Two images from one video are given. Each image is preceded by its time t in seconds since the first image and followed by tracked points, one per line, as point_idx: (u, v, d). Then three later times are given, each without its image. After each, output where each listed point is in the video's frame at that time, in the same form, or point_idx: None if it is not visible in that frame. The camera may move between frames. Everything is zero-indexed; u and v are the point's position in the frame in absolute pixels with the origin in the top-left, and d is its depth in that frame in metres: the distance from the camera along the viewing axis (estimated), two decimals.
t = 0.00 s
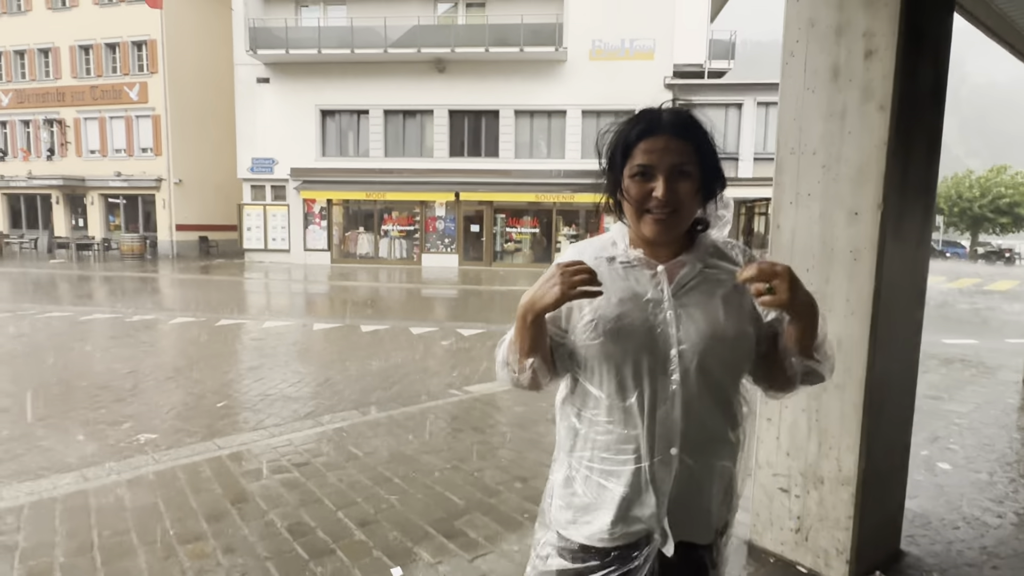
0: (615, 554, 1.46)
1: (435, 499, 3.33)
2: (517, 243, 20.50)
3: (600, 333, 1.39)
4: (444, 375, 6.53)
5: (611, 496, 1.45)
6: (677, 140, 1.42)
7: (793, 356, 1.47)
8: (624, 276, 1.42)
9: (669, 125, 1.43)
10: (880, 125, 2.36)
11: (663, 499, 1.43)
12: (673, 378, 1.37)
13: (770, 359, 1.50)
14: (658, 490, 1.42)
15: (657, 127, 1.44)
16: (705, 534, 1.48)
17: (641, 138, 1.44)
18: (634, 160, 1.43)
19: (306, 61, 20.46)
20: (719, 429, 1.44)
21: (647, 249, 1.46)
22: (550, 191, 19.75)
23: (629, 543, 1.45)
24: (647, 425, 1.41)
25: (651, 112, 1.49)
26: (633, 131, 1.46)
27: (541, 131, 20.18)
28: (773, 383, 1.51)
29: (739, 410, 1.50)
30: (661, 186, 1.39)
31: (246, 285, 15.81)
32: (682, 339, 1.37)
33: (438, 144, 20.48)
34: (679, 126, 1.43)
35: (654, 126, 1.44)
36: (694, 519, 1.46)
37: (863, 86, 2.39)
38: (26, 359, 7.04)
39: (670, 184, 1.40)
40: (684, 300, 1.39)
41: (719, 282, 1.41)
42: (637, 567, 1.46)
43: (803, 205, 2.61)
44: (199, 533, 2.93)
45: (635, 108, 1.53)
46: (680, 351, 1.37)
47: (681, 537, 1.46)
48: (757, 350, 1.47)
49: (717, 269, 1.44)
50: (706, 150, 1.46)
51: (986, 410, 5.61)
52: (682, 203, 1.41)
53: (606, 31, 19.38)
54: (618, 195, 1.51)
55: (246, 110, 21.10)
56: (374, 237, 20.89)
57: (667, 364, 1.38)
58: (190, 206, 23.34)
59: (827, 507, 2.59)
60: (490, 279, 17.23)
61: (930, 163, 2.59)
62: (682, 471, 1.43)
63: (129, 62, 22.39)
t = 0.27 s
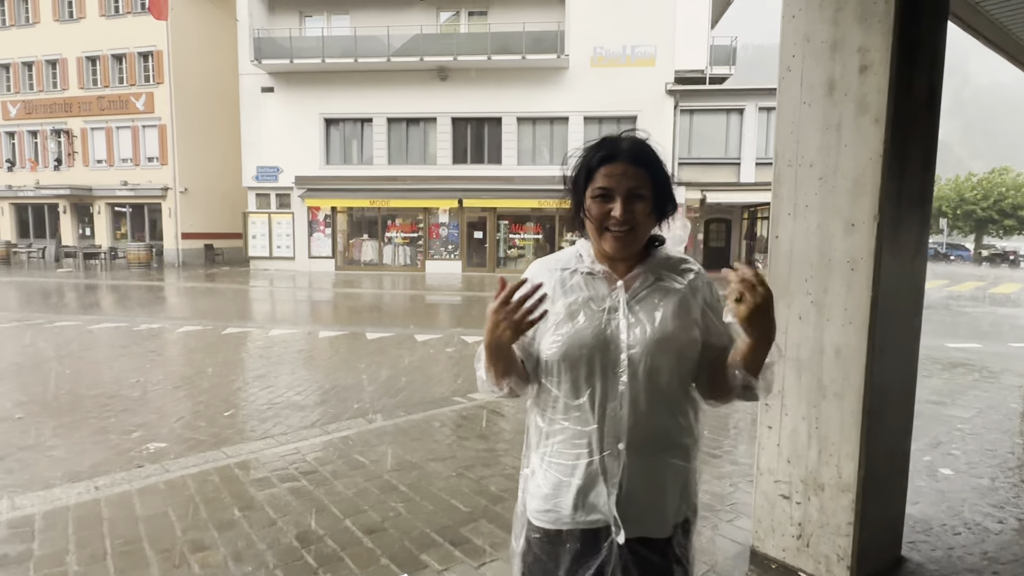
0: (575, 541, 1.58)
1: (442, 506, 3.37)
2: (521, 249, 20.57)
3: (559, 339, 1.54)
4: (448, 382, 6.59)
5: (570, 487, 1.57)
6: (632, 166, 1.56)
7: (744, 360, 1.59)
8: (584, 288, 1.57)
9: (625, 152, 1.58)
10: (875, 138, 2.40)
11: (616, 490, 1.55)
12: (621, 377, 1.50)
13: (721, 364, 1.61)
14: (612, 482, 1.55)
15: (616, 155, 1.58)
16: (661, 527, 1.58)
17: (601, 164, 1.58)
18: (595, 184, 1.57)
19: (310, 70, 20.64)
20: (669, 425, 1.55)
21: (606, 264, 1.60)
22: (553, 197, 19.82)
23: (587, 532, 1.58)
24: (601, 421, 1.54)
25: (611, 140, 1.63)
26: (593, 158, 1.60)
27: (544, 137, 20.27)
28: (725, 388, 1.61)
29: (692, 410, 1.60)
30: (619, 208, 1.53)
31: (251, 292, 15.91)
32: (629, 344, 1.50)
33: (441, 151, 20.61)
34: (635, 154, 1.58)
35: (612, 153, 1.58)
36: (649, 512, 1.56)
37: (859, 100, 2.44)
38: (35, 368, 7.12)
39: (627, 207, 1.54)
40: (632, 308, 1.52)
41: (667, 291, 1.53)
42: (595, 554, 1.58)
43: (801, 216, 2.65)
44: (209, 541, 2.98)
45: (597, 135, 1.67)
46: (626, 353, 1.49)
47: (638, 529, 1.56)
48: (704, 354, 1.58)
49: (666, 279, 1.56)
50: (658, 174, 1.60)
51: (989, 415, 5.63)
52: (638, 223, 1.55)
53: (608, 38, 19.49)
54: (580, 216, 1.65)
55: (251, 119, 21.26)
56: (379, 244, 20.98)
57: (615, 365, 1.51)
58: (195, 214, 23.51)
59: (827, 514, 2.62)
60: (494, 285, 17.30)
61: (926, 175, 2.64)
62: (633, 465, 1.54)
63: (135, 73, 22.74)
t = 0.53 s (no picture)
0: (543, 530, 1.67)
1: (444, 502, 3.44)
2: (525, 244, 20.62)
3: (526, 340, 1.65)
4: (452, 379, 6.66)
5: (539, 479, 1.67)
6: (592, 179, 1.66)
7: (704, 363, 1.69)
8: (550, 292, 1.67)
9: (587, 166, 1.67)
10: (869, 140, 2.40)
11: (581, 480, 1.63)
12: (582, 375, 1.60)
13: (679, 365, 1.70)
14: (576, 473, 1.63)
15: (579, 167, 1.67)
16: (624, 516, 1.66)
17: (565, 176, 1.68)
18: (560, 196, 1.67)
19: (314, 67, 20.66)
20: (630, 420, 1.64)
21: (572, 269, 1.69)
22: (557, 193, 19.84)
23: (554, 521, 1.66)
24: (567, 416, 1.63)
25: (576, 154, 1.73)
26: (558, 171, 1.70)
27: (548, 133, 20.27)
28: (683, 389, 1.70)
29: (653, 406, 1.69)
30: (581, 218, 1.63)
31: (258, 289, 16.03)
32: (590, 343, 1.59)
33: (445, 147, 20.63)
34: (596, 166, 1.67)
35: (575, 166, 1.67)
36: (612, 503, 1.65)
37: (853, 101, 2.45)
38: (46, 366, 7.22)
39: (589, 216, 1.64)
40: (593, 310, 1.61)
41: (626, 295, 1.63)
42: (562, 541, 1.67)
43: (797, 216, 2.66)
44: (217, 536, 3.05)
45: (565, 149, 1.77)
46: (587, 352, 1.59)
47: (602, 518, 1.65)
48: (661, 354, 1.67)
49: (627, 283, 1.65)
50: (619, 185, 1.69)
51: (989, 410, 5.66)
52: (599, 231, 1.65)
53: (612, 33, 19.42)
54: (548, 223, 1.75)
55: (256, 116, 21.33)
56: (383, 240, 21.12)
57: (577, 363, 1.60)
58: (202, 211, 23.64)
59: (822, 509, 2.66)
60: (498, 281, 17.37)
61: (920, 174, 2.65)
62: (597, 457, 1.63)
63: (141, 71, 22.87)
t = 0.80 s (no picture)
0: (527, 512, 1.71)
1: (449, 488, 3.49)
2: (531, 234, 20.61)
3: (510, 328, 1.69)
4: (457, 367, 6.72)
5: (523, 461, 1.71)
6: (571, 173, 1.69)
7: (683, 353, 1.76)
8: (532, 283, 1.71)
9: (567, 159, 1.71)
10: (870, 129, 2.39)
11: (563, 463, 1.67)
12: (563, 361, 1.64)
13: (657, 353, 1.75)
14: (559, 456, 1.67)
15: (559, 160, 1.71)
16: (604, 498, 1.70)
17: (546, 169, 1.72)
18: (541, 189, 1.71)
19: (318, 56, 20.62)
20: (610, 404, 1.69)
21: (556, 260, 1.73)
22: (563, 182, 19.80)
23: (537, 503, 1.70)
24: (549, 401, 1.67)
25: (556, 147, 1.76)
26: (539, 165, 1.73)
27: (553, 121, 20.18)
28: (660, 378, 1.77)
29: (632, 392, 1.74)
30: (561, 210, 1.67)
31: (265, 279, 16.12)
32: (571, 331, 1.63)
33: (450, 136, 20.61)
34: (575, 160, 1.71)
35: (555, 159, 1.71)
36: (594, 485, 1.69)
37: (853, 91, 2.43)
38: (57, 355, 7.33)
39: (569, 208, 1.68)
40: (575, 298, 1.66)
41: (606, 284, 1.67)
42: (545, 521, 1.71)
43: (797, 205, 2.65)
44: (227, 521, 3.12)
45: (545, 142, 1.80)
46: (569, 338, 1.63)
47: (584, 499, 1.69)
48: (640, 342, 1.72)
49: (607, 273, 1.69)
50: (598, 177, 1.73)
51: (993, 398, 5.66)
52: (580, 222, 1.69)
53: (617, 19, 19.25)
54: (531, 216, 1.79)
55: (261, 105, 21.33)
56: (389, 229, 21.12)
57: (558, 348, 1.64)
58: (208, 202, 23.73)
59: (821, 496, 2.70)
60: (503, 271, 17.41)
61: (921, 163, 2.65)
62: (580, 440, 1.67)
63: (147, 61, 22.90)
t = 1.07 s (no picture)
0: (523, 474, 1.74)
1: (452, 458, 3.55)
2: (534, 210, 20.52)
3: (504, 294, 1.70)
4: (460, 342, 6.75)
5: (518, 425, 1.74)
6: (563, 144, 1.69)
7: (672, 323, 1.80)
8: (525, 249, 1.72)
9: (558, 128, 1.71)
10: (875, 97, 2.36)
11: (557, 425, 1.70)
12: (556, 326, 1.65)
13: (648, 319, 1.78)
14: (553, 418, 1.70)
15: (551, 127, 1.71)
16: (596, 460, 1.74)
17: (537, 138, 1.72)
18: (533, 157, 1.71)
19: (318, 30, 20.36)
20: (603, 368, 1.71)
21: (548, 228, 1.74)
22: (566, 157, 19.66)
23: (531, 465, 1.74)
24: (543, 365, 1.69)
25: (547, 115, 1.76)
26: (530, 135, 1.73)
27: (556, 94, 19.94)
28: (649, 346, 1.81)
29: (623, 358, 1.77)
30: (554, 177, 1.68)
31: (269, 256, 16.16)
32: (563, 295, 1.65)
33: (452, 111, 20.42)
34: (566, 129, 1.71)
35: (546, 127, 1.71)
36: (586, 447, 1.72)
37: (860, 57, 2.39)
38: (64, 331, 7.40)
39: (561, 175, 1.68)
40: (567, 263, 1.67)
41: (598, 250, 1.69)
42: (538, 482, 1.74)
43: (800, 175, 2.64)
44: (236, 490, 3.19)
45: (536, 111, 1.80)
46: (561, 303, 1.65)
47: (577, 461, 1.72)
48: (631, 308, 1.75)
49: (598, 239, 1.71)
50: (589, 146, 1.73)
51: (994, 370, 5.69)
52: (571, 190, 1.70)
53: None
54: (522, 185, 1.79)
55: (261, 81, 21.12)
56: (392, 206, 21.10)
57: (551, 313, 1.66)
58: (210, 179, 23.68)
59: (819, 464, 2.73)
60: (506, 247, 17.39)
61: (927, 131, 2.61)
62: (573, 403, 1.70)
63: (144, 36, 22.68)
